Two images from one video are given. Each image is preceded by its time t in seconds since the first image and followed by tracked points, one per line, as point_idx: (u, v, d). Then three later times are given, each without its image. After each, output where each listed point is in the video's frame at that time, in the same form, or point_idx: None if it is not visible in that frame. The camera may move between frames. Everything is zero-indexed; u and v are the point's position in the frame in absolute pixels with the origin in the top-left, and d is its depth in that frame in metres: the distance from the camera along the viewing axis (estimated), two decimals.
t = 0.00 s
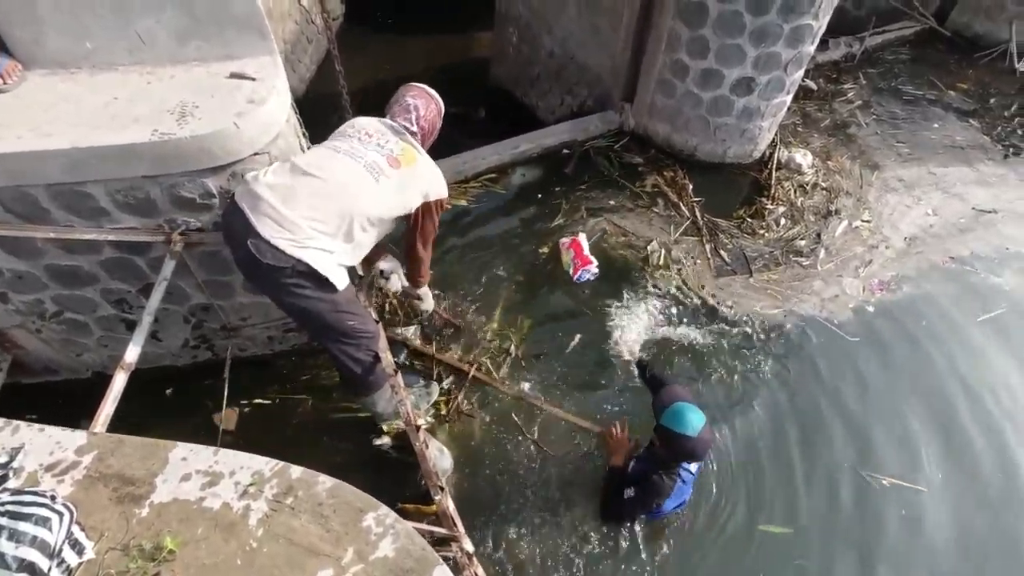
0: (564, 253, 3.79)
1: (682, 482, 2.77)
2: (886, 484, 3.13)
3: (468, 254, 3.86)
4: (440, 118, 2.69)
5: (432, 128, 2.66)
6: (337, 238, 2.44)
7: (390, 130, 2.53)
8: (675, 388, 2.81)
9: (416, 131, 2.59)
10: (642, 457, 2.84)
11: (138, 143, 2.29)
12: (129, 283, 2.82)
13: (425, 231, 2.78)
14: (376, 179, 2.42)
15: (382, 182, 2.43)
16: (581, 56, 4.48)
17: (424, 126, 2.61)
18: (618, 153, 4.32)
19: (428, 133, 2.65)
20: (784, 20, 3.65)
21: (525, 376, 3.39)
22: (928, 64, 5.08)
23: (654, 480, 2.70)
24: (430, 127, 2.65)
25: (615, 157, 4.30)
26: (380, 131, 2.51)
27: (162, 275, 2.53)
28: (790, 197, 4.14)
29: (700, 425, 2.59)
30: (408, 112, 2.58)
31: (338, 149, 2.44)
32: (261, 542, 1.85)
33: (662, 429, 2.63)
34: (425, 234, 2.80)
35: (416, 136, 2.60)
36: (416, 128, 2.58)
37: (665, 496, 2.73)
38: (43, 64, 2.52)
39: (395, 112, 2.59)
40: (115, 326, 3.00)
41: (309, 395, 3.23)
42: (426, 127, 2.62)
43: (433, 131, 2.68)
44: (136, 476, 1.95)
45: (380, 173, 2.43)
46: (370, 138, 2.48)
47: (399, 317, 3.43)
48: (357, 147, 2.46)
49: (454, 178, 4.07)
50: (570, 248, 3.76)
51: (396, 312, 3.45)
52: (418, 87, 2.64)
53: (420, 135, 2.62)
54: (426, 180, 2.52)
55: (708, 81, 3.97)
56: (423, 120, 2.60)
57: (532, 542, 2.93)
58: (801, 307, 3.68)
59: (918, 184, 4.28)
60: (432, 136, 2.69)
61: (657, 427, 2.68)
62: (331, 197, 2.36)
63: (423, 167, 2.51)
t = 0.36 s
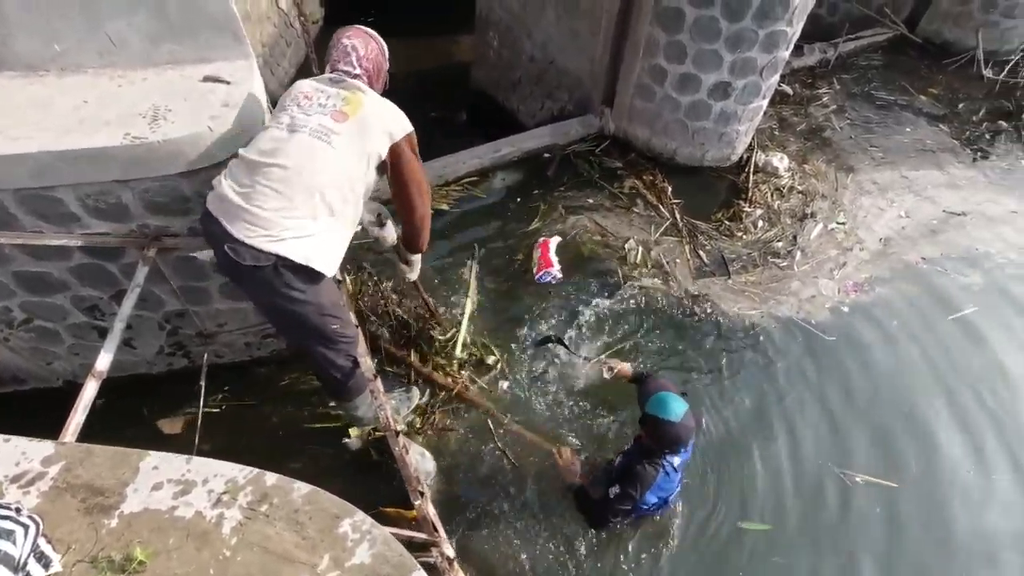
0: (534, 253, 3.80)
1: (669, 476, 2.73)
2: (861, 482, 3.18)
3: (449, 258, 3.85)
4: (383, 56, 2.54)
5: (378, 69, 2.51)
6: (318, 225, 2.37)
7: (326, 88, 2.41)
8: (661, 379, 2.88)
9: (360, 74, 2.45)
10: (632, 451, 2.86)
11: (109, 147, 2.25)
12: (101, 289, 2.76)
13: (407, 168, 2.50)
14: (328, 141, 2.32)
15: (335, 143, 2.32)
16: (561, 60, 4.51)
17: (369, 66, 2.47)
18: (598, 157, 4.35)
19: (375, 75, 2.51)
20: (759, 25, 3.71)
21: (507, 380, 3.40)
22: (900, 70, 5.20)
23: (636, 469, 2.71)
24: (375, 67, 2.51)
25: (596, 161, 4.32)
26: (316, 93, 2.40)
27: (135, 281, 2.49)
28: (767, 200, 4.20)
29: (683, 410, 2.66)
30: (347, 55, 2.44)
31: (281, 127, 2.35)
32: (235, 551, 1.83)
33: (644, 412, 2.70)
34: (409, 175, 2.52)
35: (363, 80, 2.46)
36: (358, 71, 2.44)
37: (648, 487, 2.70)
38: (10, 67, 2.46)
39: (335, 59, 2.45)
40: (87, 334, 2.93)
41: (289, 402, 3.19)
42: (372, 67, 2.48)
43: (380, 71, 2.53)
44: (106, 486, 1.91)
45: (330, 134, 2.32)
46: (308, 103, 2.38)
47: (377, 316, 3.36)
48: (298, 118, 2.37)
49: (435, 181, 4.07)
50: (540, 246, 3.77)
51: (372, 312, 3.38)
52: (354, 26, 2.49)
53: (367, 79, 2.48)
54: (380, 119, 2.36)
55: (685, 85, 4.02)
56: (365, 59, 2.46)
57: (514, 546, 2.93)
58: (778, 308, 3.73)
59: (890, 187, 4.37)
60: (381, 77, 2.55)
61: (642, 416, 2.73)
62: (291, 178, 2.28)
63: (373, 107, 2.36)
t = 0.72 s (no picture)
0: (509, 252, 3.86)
1: (651, 468, 2.75)
2: (842, 474, 3.22)
3: (433, 261, 3.84)
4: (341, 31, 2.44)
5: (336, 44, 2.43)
6: (296, 221, 2.33)
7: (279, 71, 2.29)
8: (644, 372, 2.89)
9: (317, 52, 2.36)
10: (616, 445, 2.87)
11: (81, 153, 2.22)
12: (75, 298, 2.71)
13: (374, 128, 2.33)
14: (287, 129, 2.22)
15: (295, 129, 2.22)
16: (541, 63, 4.53)
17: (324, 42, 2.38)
18: (580, 158, 4.36)
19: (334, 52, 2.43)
20: (735, 26, 3.76)
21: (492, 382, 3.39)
22: (874, 69, 5.29)
23: (618, 465, 2.70)
24: (332, 44, 2.41)
25: (578, 162, 4.34)
26: (270, 81, 2.29)
27: (110, 289, 2.44)
28: (747, 199, 4.25)
29: (660, 399, 2.66)
30: (301, 33, 2.36)
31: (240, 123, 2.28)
32: (214, 560, 1.80)
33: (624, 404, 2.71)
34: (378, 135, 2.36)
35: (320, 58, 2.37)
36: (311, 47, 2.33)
37: (632, 482, 2.69)
38: None
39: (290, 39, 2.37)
40: (61, 344, 2.88)
41: (273, 410, 3.15)
42: (329, 44, 2.39)
43: (339, 49, 2.45)
44: (79, 498, 1.87)
45: (286, 121, 2.22)
46: (262, 93, 2.28)
47: (363, 319, 3.38)
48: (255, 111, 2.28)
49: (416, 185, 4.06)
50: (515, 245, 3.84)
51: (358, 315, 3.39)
52: (307, 3, 2.41)
53: (325, 57, 2.40)
54: (334, 91, 2.22)
55: (665, 86, 4.05)
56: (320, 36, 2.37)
57: (501, 547, 2.93)
58: (760, 305, 3.77)
59: (867, 185, 4.44)
60: (341, 54, 2.46)
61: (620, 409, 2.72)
62: (258, 178, 2.21)
63: (325, 79, 2.21)
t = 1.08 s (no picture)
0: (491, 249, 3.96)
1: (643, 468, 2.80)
2: (835, 468, 3.24)
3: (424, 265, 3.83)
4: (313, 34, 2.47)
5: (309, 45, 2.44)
6: (272, 223, 2.30)
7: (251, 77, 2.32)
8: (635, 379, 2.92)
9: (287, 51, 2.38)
10: (610, 447, 2.91)
11: (64, 162, 2.20)
12: (62, 309, 2.69)
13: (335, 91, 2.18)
14: (249, 130, 2.21)
15: (255, 128, 2.21)
16: (528, 65, 4.55)
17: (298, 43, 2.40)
18: (569, 159, 4.38)
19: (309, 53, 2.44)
20: (720, 25, 3.79)
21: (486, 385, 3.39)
22: (859, 66, 5.34)
23: (613, 469, 2.75)
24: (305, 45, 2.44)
25: (566, 163, 4.35)
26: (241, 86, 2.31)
27: (97, 299, 2.43)
28: (736, 196, 4.27)
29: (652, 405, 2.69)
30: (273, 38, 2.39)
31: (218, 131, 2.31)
32: (205, 568, 1.79)
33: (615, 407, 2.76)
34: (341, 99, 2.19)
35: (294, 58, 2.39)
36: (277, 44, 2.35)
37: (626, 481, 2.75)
38: None
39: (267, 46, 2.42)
40: (49, 356, 2.85)
41: (266, 418, 3.13)
42: (301, 47, 2.41)
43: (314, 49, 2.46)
44: (68, 510, 1.85)
45: (247, 123, 2.21)
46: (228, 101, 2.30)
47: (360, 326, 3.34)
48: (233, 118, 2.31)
49: (408, 187, 4.05)
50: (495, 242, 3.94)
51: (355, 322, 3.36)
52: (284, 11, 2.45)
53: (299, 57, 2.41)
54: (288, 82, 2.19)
55: (651, 86, 4.08)
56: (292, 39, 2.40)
57: (497, 549, 2.93)
58: (749, 302, 3.80)
59: (854, 180, 4.48)
60: (317, 56, 2.48)
61: (614, 417, 2.75)
62: (227, 184, 2.21)
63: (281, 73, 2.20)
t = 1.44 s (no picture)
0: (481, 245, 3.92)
1: (659, 454, 2.87)
2: (833, 460, 3.26)
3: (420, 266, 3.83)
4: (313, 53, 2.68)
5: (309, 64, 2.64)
6: (256, 237, 2.25)
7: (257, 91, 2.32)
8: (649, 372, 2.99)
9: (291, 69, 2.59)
10: (623, 436, 2.97)
11: (56, 169, 2.20)
12: (58, 317, 2.68)
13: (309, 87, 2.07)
14: (234, 144, 2.18)
15: (239, 142, 2.18)
16: (521, 65, 4.56)
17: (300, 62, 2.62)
18: (562, 158, 4.39)
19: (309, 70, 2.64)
20: (710, 22, 3.80)
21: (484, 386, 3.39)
22: (850, 61, 5.37)
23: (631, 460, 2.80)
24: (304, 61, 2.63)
25: (560, 162, 4.36)
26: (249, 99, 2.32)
27: (92, 305, 2.42)
28: (730, 193, 4.28)
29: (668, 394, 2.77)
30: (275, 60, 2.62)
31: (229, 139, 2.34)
32: (205, 571, 1.79)
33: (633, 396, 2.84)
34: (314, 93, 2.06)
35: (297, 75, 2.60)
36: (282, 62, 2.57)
37: (645, 466, 2.82)
38: None
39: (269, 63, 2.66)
40: (46, 364, 2.84)
41: (265, 421, 3.13)
42: (301, 67, 2.61)
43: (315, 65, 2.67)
44: (66, 515, 1.85)
45: (233, 137, 2.19)
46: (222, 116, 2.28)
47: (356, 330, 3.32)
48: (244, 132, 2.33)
49: (401, 190, 4.06)
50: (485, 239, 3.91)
51: (351, 327, 3.34)
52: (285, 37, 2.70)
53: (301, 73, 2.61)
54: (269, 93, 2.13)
55: (643, 83, 4.09)
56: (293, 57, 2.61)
57: (498, 548, 2.94)
58: (745, 297, 3.81)
59: (847, 174, 4.50)
60: (316, 74, 2.67)
61: (632, 412, 2.81)
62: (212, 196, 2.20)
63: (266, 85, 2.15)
